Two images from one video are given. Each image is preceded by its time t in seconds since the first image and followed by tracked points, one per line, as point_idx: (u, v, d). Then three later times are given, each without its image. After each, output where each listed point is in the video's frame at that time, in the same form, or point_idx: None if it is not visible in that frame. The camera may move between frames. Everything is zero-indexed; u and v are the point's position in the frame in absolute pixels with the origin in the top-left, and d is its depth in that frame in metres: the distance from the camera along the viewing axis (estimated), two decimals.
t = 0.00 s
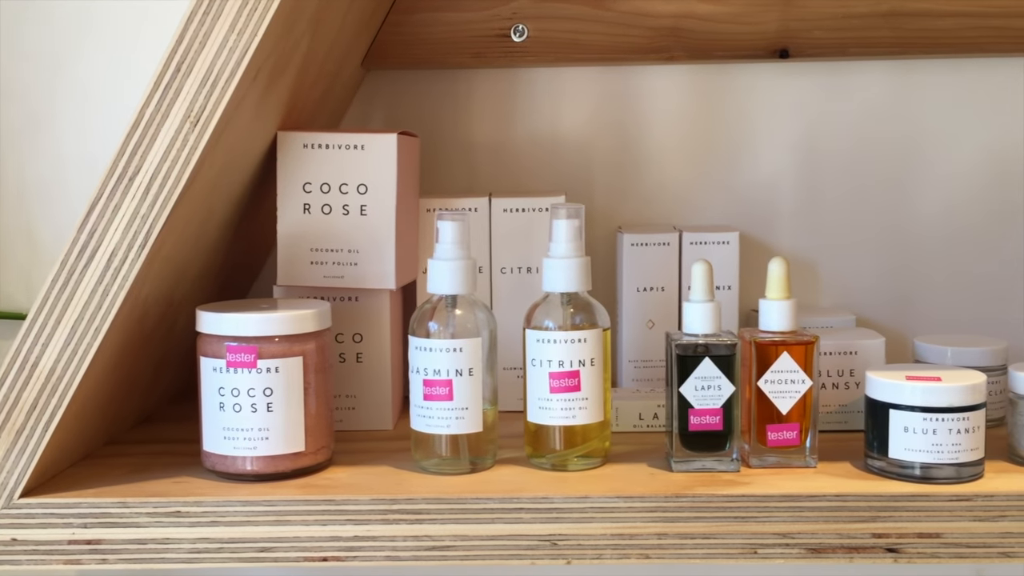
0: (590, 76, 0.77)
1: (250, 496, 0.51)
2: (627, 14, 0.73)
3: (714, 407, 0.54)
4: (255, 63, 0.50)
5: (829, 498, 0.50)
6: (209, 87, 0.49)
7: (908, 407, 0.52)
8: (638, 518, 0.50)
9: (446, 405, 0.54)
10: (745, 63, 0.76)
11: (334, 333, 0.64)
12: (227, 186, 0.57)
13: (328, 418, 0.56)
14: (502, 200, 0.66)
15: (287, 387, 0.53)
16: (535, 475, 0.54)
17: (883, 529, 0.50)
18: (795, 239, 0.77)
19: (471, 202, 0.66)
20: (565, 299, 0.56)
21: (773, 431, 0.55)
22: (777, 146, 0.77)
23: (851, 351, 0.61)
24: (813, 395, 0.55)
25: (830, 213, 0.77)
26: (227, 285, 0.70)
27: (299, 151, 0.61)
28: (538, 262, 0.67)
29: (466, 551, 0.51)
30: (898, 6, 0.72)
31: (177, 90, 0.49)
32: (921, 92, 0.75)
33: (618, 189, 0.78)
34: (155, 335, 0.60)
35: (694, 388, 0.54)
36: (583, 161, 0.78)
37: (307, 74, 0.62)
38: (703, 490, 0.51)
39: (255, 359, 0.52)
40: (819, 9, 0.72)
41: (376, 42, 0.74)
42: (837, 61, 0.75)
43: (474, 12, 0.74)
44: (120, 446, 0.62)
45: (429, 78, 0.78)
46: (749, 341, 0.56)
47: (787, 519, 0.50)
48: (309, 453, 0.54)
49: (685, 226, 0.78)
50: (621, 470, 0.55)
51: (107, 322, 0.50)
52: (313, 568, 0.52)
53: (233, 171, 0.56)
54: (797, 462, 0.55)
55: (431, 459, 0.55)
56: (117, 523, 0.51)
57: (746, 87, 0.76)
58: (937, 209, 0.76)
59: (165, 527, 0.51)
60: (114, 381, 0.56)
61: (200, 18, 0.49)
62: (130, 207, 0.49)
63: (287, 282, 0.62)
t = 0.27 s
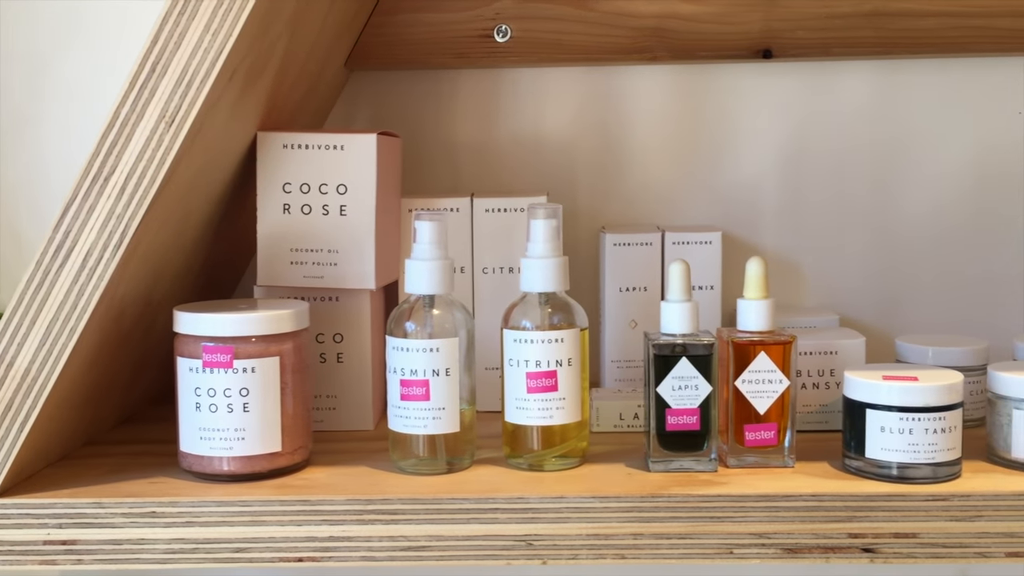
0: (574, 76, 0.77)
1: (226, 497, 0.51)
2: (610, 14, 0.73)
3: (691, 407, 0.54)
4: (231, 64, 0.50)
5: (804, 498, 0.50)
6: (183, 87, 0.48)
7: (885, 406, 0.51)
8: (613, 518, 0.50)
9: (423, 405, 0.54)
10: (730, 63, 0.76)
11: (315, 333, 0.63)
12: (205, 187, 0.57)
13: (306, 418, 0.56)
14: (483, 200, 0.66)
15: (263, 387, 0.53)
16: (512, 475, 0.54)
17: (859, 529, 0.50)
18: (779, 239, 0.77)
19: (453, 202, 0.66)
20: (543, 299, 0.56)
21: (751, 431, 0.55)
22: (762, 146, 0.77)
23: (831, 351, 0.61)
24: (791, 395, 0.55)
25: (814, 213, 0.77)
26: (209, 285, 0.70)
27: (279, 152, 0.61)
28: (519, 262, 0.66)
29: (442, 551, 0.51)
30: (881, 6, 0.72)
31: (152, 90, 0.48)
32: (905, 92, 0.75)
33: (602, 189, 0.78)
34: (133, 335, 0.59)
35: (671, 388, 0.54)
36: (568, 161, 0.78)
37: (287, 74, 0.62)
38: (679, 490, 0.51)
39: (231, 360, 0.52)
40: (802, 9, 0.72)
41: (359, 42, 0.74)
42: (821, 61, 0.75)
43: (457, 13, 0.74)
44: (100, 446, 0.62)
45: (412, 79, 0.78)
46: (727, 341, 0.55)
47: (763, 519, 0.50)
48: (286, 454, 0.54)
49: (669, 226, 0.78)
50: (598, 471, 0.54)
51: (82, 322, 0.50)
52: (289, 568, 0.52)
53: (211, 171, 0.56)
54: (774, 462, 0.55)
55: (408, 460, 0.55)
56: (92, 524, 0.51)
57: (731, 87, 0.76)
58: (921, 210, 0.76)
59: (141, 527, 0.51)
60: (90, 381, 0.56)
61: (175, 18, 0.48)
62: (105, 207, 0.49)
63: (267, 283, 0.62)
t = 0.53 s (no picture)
0: (556, 76, 0.77)
1: (198, 497, 0.51)
2: (591, 14, 0.73)
3: (666, 407, 0.54)
4: (202, 63, 0.50)
5: (777, 497, 0.50)
6: (154, 86, 0.48)
7: (858, 405, 0.51)
8: (586, 518, 0.50)
9: (397, 405, 0.54)
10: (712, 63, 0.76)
11: (293, 333, 0.63)
12: (180, 186, 0.56)
13: (280, 418, 0.56)
14: (463, 200, 0.65)
15: (236, 387, 0.53)
16: (487, 476, 0.54)
17: (831, 529, 0.50)
18: (761, 239, 0.77)
19: (434, 202, 0.65)
20: (518, 299, 0.56)
21: (726, 430, 0.55)
22: (743, 146, 0.77)
23: (809, 351, 0.61)
24: (766, 394, 0.55)
25: (796, 213, 0.77)
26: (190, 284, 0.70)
27: (256, 151, 0.61)
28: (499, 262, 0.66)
29: (415, 550, 0.51)
30: (862, 5, 0.71)
31: (122, 89, 0.48)
32: (887, 93, 0.75)
33: (585, 189, 0.78)
34: (109, 335, 0.59)
35: (645, 387, 0.54)
36: (550, 161, 0.78)
37: (263, 73, 0.61)
38: (651, 490, 0.51)
39: (204, 359, 0.52)
40: (783, 8, 0.72)
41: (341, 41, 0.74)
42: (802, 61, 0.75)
43: (438, 12, 0.74)
44: (77, 446, 0.62)
45: (394, 79, 0.78)
46: (702, 340, 0.55)
47: (736, 518, 0.50)
48: (260, 453, 0.54)
49: (652, 225, 0.78)
50: (573, 470, 0.54)
51: (53, 322, 0.50)
52: (262, 568, 0.52)
53: (186, 171, 0.56)
54: (749, 461, 0.55)
55: (383, 459, 0.55)
56: (64, 524, 0.51)
57: (712, 87, 0.76)
58: (903, 210, 0.76)
59: (113, 527, 0.51)
60: (65, 380, 0.56)
61: (145, 17, 0.48)
62: (76, 206, 0.49)
63: (244, 283, 0.62)
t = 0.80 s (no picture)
0: (536, 76, 0.77)
1: (167, 496, 0.51)
2: (569, 13, 0.73)
3: (637, 406, 0.54)
4: (170, 62, 0.50)
5: (746, 496, 0.50)
6: (120, 85, 0.48)
7: (829, 405, 0.51)
8: (555, 517, 0.50)
9: (367, 404, 0.54)
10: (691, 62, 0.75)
11: (268, 333, 0.63)
12: (151, 186, 0.56)
13: (252, 417, 0.56)
14: (440, 199, 0.64)
15: (206, 387, 0.53)
16: (458, 475, 0.53)
17: (801, 528, 0.50)
18: (740, 239, 0.77)
19: (409, 201, 0.64)
20: (489, 298, 0.56)
21: (697, 429, 0.54)
22: (723, 145, 0.77)
23: (785, 350, 0.61)
24: (738, 393, 0.55)
25: (775, 213, 0.77)
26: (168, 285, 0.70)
27: (229, 151, 0.61)
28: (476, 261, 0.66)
29: (384, 550, 0.51)
30: (840, 4, 0.71)
31: (88, 89, 0.48)
32: (866, 92, 0.75)
33: (565, 189, 0.78)
34: (83, 334, 0.59)
35: (616, 386, 0.54)
36: (530, 161, 0.78)
37: (236, 72, 0.61)
38: (621, 489, 0.51)
39: (174, 359, 0.52)
40: (761, 7, 0.72)
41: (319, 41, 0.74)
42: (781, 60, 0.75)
43: (416, 12, 0.73)
44: (50, 446, 0.62)
45: (374, 79, 0.78)
46: (674, 339, 0.55)
47: (705, 517, 0.50)
48: (231, 453, 0.54)
49: (632, 225, 0.77)
50: (544, 470, 0.54)
51: (21, 322, 0.50)
52: (232, 567, 0.52)
53: (157, 170, 0.56)
54: (721, 460, 0.54)
55: (354, 459, 0.55)
56: (34, 524, 0.51)
57: (691, 86, 0.76)
58: (883, 209, 0.76)
59: (82, 527, 0.51)
60: (36, 380, 0.56)
61: (111, 16, 0.48)
62: (43, 206, 0.49)
63: (218, 282, 0.62)
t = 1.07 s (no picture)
0: (514, 75, 0.77)
1: (134, 497, 0.51)
2: (545, 12, 0.73)
3: (606, 406, 0.54)
4: (133, 62, 0.50)
5: (713, 495, 0.50)
6: (84, 85, 0.48)
7: (796, 404, 0.51)
8: (523, 517, 0.50)
9: (336, 404, 0.53)
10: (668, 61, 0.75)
11: (241, 333, 0.63)
12: (120, 185, 0.56)
13: (222, 418, 0.56)
14: (416, 199, 0.64)
15: (174, 387, 0.53)
16: (427, 475, 0.53)
17: (768, 527, 0.50)
18: (720, 238, 0.77)
19: (385, 201, 0.64)
20: (459, 298, 0.55)
21: (666, 428, 0.54)
22: (701, 144, 0.76)
23: (758, 349, 0.61)
24: (707, 392, 0.55)
25: (755, 211, 0.77)
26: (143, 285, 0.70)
27: (201, 151, 0.61)
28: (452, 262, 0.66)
29: (351, 550, 0.51)
30: (816, 3, 0.71)
31: (52, 88, 0.48)
32: (844, 90, 0.75)
33: (544, 189, 0.78)
34: (54, 335, 0.59)
35: (585, 385, 0.54)
36: (508, 161, 0.78)
37: (206, 72, 0.61)
38: (588, 488, 0.51)
39: (141, 359, 0.52)
40: (737, 6, 0.72)
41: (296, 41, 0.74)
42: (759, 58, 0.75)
43: (392, 12, 0.73)
44: (23, 446, 0.62)
45: (352, 79, 0.78)
46: (643, 339, 0.55)
47: (672, 516, 0.50)
48: (200, 453, 0.54)
49: (612, 225, 0.77)
50: (514, 469, 0.54)
51: None
52: (199, 568, 0.52)
53: (126, 170, 0.56)
54: (691, 459, 0.55)
55: (323, 459, 0.54)
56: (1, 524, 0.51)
57: (669, 85, 0.76)
58: (863, 207, 0.76)
59: (48, 528, 0.51)
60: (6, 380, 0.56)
61: (74, 16, 0.48)
62: (7, 206, 0.49)
63: (191, 282, 0.62)
